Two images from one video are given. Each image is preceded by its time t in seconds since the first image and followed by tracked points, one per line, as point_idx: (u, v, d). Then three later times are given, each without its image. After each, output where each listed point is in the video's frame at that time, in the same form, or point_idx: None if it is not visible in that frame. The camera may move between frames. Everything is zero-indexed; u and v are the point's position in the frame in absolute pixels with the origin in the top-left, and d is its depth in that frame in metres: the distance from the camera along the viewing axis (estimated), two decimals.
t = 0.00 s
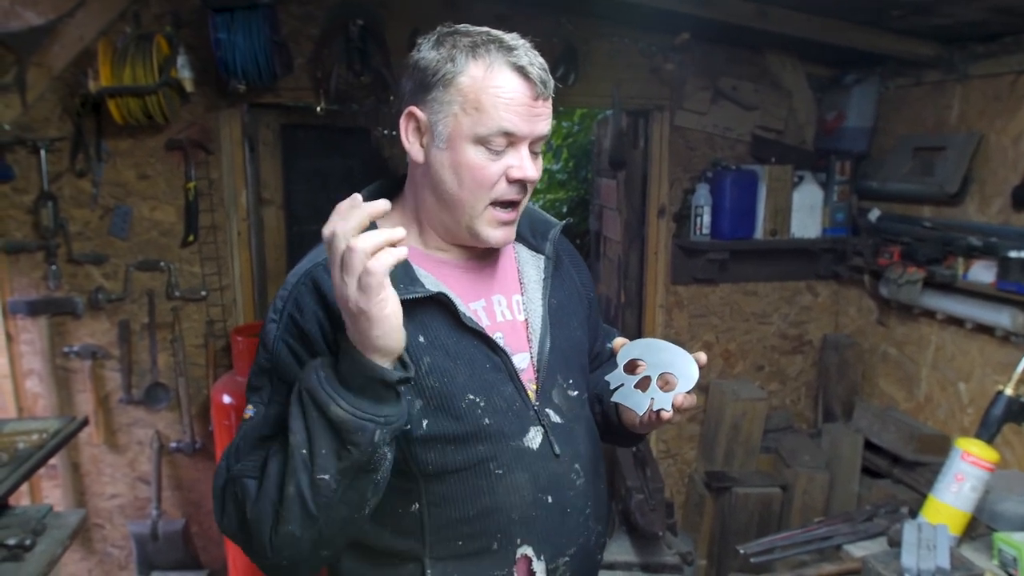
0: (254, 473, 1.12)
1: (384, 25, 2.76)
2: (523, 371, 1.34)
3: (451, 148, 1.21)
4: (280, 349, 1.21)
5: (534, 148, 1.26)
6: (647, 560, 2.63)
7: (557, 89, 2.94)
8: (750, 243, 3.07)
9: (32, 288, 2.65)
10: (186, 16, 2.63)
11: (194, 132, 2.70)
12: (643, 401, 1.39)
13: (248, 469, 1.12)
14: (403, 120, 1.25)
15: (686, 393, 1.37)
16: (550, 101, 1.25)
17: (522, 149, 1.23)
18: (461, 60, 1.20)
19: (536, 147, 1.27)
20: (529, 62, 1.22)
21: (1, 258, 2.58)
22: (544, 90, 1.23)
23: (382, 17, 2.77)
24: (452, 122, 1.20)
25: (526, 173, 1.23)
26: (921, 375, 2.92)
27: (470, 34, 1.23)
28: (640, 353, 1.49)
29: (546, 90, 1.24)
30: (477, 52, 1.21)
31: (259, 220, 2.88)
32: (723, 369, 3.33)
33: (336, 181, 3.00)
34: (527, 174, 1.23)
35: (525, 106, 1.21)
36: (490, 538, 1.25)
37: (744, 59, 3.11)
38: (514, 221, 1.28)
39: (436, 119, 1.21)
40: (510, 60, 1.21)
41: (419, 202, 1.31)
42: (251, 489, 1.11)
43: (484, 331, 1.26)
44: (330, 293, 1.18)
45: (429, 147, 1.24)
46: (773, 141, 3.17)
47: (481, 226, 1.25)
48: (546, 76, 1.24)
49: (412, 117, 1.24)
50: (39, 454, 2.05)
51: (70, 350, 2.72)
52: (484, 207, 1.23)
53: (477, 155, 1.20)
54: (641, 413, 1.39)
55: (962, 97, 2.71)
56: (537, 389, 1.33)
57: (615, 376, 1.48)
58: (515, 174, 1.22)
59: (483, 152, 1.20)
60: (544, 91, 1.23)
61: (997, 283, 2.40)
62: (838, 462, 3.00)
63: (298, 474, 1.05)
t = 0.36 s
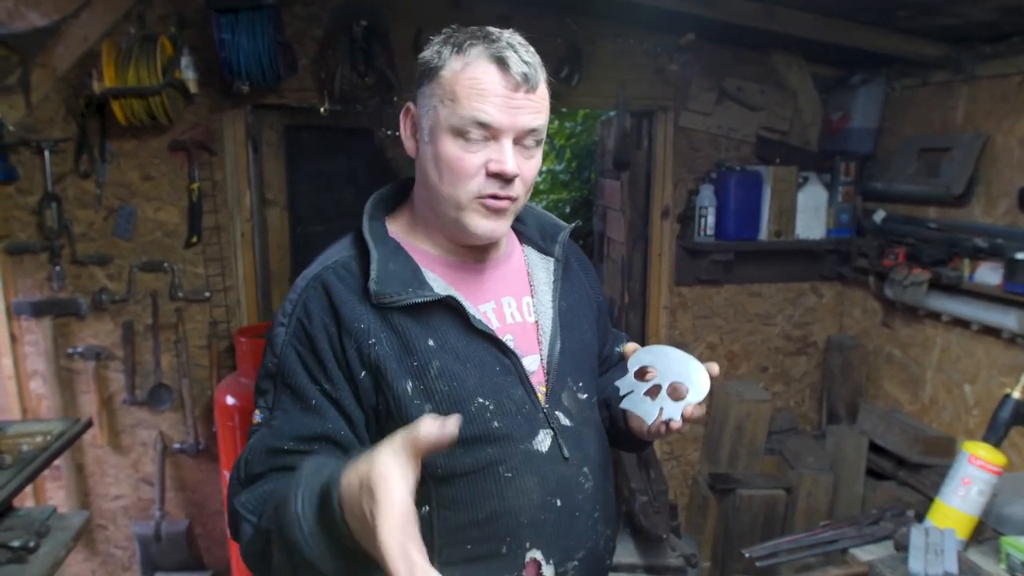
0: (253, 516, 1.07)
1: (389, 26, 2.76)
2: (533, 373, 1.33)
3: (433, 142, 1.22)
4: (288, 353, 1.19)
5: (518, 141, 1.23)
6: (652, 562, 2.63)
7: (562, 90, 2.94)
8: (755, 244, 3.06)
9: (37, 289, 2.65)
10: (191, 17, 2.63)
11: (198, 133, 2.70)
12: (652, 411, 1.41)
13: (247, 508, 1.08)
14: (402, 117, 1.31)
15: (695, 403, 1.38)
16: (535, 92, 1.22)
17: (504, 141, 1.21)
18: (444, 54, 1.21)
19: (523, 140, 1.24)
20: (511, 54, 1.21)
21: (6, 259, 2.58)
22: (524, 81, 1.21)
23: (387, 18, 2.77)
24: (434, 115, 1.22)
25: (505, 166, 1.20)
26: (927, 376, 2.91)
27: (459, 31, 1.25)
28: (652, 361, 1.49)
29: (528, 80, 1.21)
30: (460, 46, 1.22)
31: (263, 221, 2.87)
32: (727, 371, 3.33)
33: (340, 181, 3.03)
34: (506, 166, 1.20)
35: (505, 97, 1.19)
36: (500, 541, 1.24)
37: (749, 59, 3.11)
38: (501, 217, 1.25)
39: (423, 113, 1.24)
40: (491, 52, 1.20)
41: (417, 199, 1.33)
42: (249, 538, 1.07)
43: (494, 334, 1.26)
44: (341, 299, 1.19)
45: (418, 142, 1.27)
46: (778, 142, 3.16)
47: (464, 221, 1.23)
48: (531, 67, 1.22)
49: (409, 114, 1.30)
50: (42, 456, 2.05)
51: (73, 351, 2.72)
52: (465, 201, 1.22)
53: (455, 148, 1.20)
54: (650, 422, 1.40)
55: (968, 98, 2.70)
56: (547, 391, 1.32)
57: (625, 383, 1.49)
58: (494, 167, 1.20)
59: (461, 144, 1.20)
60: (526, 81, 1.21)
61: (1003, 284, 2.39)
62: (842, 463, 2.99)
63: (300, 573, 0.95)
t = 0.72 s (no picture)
0: (322, 532, 1.12)
1: (391, 25, 2.74)
2: (539, 377, 1.33)
3: (425, 141, 1.22)
4: (294, 354, 1.18)
5: (511, 138, 1.21)
6: (656, 563, 2.59)
7: (565, 89, 2.92)
8: (759, 244, 3.05)
9: (39, 289, 2.64)
10: (193, 16, 2.62)
11: (200, 132, 2.69)
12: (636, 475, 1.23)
13: (309, 525, 1.12)
14: (403, 118, 1.32)
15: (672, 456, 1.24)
16: (524, 86, 1.20)
17: (494, 138, 1.19)
18: (435, 52, 1.21)
19: (516, 137, 1.21)
20: (499, 48, 1.19)
21: (7, 258, 2.57)
22: (513, 75, 1.18)
23: (390, 17, 2.75)
24: (426, 114, 1.22)
25: (495, 164, 1.18)
26: (933, 377, 2.89)
27: (452, 29, 1.24)
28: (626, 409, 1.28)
29: (517, 74, 1.19)
30: (451, 44, 1.22)
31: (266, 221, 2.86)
32: (731, 371, 3.31)
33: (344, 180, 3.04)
34: (496, 164, 1.18)
35: (492, 93, 1.18)
36: (504, 547, 1.23)
37: (754, 58, 3.09)
38: (495, 217, 1.23)
39: (417, 113, 1.24)
40: (479, 47, 1.19)
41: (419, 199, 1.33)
42: (328, 553, 1.12)
43: (500, 337, 1.25)
44: (347, 302, 1.18)
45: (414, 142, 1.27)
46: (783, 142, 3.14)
47: (457, 221, 1.22)
48: (521, 60, 1.20)
49: (409, 115, 1.30)
50: (45, 457, 2.05)
51: (76, 351, 2.72)
52: (457, 201, 1.21)
53: (444, 146, 1.19)
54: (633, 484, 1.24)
55: (975, 97, 2.68)
56: (554, 396, 1.32)
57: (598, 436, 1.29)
58: (483, 165, 1.18)
59: (451, 143, 1.19)
60: (514, 75, 1.18)
61: (1011, 284, 2.37)
62: (847, 464, 2.97)
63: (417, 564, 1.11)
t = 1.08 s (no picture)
0: (333, 535, 1.12)
1: (396, 25, 2.73)
2: (546, 378, 1.32)
3: (456, 149, 1.19)
4: (302, 352, 1.18)
5: (544, 146, 1.21)
6: (661, 565, 2.58)
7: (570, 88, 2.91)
8: (765, 244, 3.04)
9: (43, 288, 2.64)
10: (197, 16, 2.61)
11: (205, 131, 2.69)
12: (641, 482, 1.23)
13: (321, 526, 1.12)
14: (418, 117, 1.26)
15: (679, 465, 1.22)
16: (560, 95, 1.19)
17: (530, 148, 1.18)
18: (467, 56, 1.17)
19: (548, 145, 1.21)
20: (535, 55, 1.17)
21: (12, 258, 2.57)
22: (551, 84, 1.17)
23: (395, 16, 2.75)
24: (457, 120, 1.18)
25: (532, 174, 1.18)
26: (939, 378, 2.88)
27: (481, 30, 1.20)
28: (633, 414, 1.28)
29: (555, 84, 1.18)
30: (482, 48, 1.17)
31: (270, 221, 2.86)
32: (736, 372, 3.30)
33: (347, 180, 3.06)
34: (534, 174, 1.18)
35: (531, 102, 1.16)
36: (511, 550, 1.23)
37: (759, 57, 3.08)
38: (527, 225, 1.23)
39: (444, 117, 1.20)
40: (515, 53, 1.16)
41: (435, 201, 1.30)
42: (338, 556, 1.11)
43: (506, 337, 1.24)
44: (353, 300, 1.18)
45: (439, 146, 1.23)
46: (789, 141, 3.13)
47: (490, 229, 1.21)
48: (556, 69, 1.18)
49: (428, 116, 1.25)
50: (51, 456, 2.05)
51: (80, 351, 2.72)
52: (491, 210, 1.20)
53: (481, 156, 1.17)
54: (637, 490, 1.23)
55: (982, 96, 2.67)
56: (560, 397, 1.31)
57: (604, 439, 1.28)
58: (521, 175, 1.18)
59: (487, 152, 1.17)
60: (552, 85, 1.17)
61: (1018, 285, 2.36)
62: (853, 465, 2.96)
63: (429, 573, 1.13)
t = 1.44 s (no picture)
0: (344, 532, 1.12)
1: (401, 25, 2.73)
2: (552, 378, 1.32)
3: (472, 165, 1.18)
4: (310, 351, 1.18)
5: (560, 157, 1.21)
6: (665, 564, 2.58)
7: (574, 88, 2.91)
8: (769, 244, 3.03)
9: (48, 288, 2.65)
10: (202, 15, 2.62)
11: (209, 131, 2.69)
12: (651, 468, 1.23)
13: (332, 523, 1.12)
14: (428, 129, 1.24)
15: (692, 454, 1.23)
16: (574, 106, 1.18)
17: (547, 161, 1.18)
18: (478, 71, 1.15)
19: (564, 156, 1.21)
20: (548, 68, 1.15)
21: (17, 257, 2.57)
22: (565, 96, 1.16)
23: (399, 16, 2.75)
24: (471, 137, 1.17)
25: (551, 186, 1.18)
26: (945, 378, 2.87)
27: (490, 42, 1.17)
28: (647, 400, 1.29)
29: (568, 96, 1.17)
30: (492, 62, 1.15)
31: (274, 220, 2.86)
32: (740, 372, 3.29)
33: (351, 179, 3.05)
34: (552, 187, 1.18)
35: (546, 117, 1.15)
36: (518, 549, 1.24)
37: (764, 57, 3.07)
38: (546, 234, 1.24)
39: (456, 133, 1.18)
40: (528, 68, 1.14)
41: (448, 209, 1.30)
42: (349, 552, 1.11)
43: (513, 337, 1.24)
44: (361, 299, 1.18)
45: (452, 160, 1.22)
46: (793, 141, 3.13)
47: (511, 240, 1.22)
48: (568, 80, 1.17)
49: (438, 128, 1.23)
50: (56, 455, 2.05)
51: (85, 350, 2.72)
52: (511, 222, 1.20)
53: (499, 172, 1.16)
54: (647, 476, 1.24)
55: (988, 95, 2.66)
56: (566, 396, 1.30)
57: (618, 423, 1.30)
58: (540, 188, 1.18)
59: (505, 168, 1.16)
60: (566, 97, 1.16)
61: None
62: (858, 465, 2.95)
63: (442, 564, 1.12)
